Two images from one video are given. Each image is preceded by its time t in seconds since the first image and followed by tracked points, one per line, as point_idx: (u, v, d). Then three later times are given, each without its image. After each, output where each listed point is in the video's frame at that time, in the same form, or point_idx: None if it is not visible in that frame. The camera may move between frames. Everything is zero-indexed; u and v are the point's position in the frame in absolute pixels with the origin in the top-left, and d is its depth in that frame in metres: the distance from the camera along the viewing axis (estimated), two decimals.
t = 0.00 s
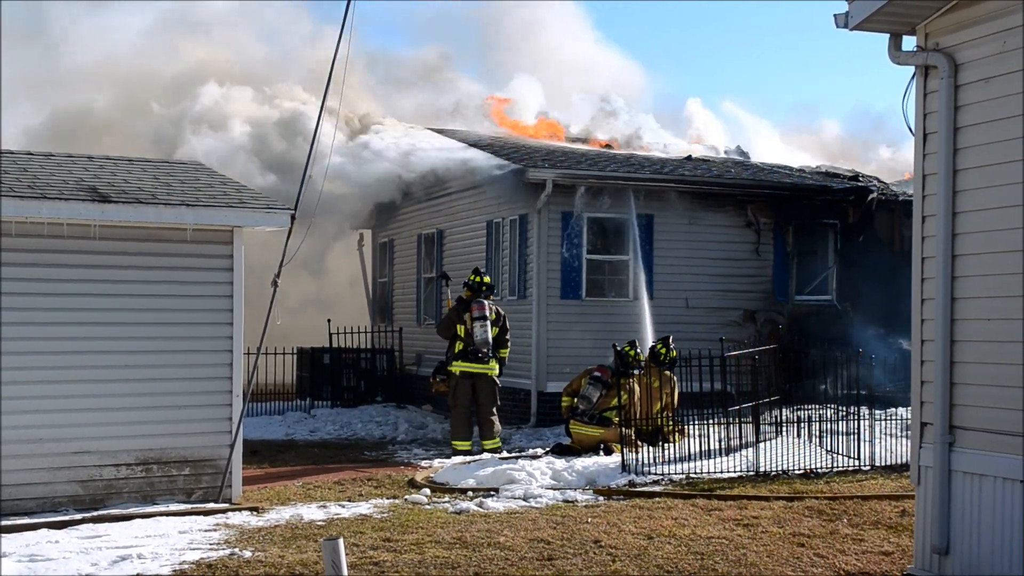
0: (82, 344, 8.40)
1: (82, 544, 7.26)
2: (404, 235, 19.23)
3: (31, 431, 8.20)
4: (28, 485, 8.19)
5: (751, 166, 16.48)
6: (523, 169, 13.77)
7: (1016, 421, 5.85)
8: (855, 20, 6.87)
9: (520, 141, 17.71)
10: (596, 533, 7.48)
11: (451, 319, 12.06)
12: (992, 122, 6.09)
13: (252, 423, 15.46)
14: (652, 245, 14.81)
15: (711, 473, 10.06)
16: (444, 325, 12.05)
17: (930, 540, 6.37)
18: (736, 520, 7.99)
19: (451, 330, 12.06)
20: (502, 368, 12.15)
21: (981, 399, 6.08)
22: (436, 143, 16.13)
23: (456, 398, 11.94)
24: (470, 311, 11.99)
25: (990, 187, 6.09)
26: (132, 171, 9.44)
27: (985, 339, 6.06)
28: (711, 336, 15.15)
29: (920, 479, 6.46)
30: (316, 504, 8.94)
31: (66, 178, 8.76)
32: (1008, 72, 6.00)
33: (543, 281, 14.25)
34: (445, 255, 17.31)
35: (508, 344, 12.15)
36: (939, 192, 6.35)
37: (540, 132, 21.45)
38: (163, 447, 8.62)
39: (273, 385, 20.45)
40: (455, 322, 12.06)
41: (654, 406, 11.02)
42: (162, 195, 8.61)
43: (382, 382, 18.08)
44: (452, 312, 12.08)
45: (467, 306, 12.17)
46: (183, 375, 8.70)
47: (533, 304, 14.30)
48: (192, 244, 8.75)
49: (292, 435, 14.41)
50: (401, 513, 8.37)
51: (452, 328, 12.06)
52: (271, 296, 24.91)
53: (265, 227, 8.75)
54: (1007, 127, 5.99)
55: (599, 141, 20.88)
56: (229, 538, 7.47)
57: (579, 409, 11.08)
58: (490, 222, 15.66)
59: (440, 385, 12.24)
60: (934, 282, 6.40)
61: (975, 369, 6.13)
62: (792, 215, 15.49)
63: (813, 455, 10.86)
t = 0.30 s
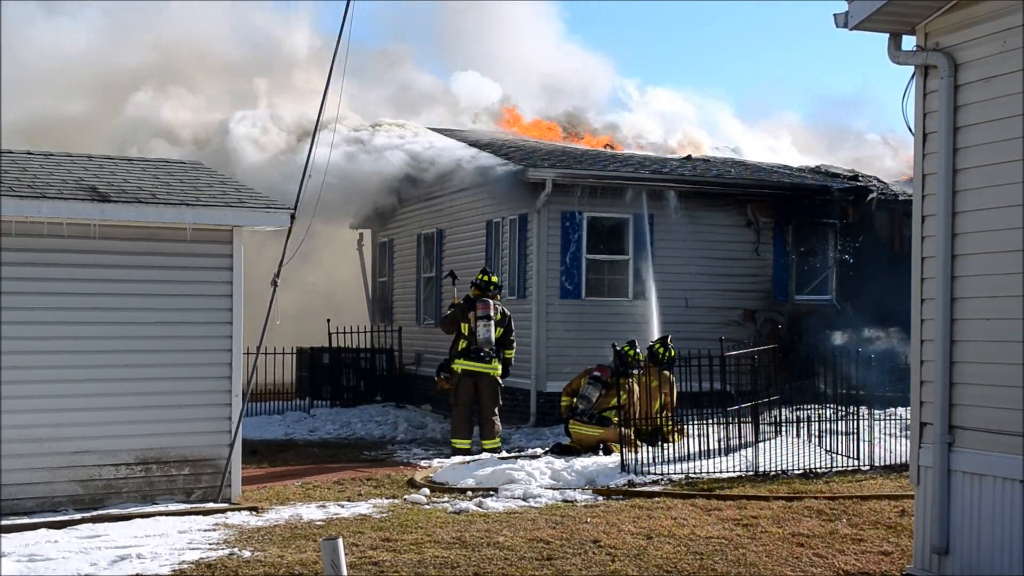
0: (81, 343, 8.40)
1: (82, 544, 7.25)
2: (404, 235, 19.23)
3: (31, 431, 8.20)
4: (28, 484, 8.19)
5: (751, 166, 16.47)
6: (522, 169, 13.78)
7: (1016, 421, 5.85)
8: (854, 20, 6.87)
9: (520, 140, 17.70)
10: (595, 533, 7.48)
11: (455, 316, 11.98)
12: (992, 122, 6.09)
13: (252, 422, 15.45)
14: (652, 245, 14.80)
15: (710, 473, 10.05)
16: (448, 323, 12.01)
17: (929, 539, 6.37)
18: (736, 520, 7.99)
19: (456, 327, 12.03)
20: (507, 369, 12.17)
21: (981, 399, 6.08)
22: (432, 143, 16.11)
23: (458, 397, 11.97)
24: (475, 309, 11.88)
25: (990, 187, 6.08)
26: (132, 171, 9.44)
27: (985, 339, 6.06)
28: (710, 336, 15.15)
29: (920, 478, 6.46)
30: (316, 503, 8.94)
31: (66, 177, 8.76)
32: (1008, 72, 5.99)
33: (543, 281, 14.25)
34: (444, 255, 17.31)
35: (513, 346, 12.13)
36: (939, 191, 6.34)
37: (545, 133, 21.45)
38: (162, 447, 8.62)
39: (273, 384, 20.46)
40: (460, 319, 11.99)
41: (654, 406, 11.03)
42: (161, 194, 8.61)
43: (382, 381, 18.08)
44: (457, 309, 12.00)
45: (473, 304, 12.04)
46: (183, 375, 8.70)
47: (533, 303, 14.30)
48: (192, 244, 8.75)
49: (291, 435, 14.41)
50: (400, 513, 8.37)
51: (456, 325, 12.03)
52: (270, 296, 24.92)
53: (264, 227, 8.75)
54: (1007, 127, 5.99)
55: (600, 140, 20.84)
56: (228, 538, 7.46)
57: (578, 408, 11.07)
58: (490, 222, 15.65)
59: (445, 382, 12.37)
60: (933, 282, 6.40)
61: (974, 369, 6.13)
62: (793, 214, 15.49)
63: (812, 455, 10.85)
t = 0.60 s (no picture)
0: (81, 344, 8.40)
1: (82, 545, 7.26)
2: (403, 236, 19.23)
3: (31, 432, 8.20)
4: (28, 485, 8.19)
5: (749, 167, 16.49)
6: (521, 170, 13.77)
7: (1016, 421, 5.85)
8: (853, 21, 6.87)
9: (519, 141, 17.71)
10: (594, 534, 7.48)
11: (458, 315, 11.98)
12: (992, 123, 6.09)
13: (251, 423, 15.46)
14: (650, 246, 14.79)
15: (710, 473, 10.06)
16: (452, 321, 12.00)
17: (928, 540, 6.37)
18: (735, 521, 7.99)
19: (458, 326, 12.01)
20: (509, 371, 12.14)
21: (980, 399, 6.08)
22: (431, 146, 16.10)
23: (461, 397, 11.96)
24: (479, 309, 11.85)
25: (988, 188, 6.09)
26: (131, 173, 9.44)
27: (984, 339, 6.06)
28: (709, 336, 15.15)
29: (919, 479, 6.46)
30: (315, 504, 8.94)
31: (65, 179, 8.76)
32: (1007, 72, 5.99)
33: (542, 282, 14.26)
34: (443, 256, 17.31)
35: (516, 348, 12.08)
36: (937, 192, 6.35)
37: (546, 134, 21.52)
38: (161, 448, 8.62)
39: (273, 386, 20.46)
40: (463, 318, 11.97)
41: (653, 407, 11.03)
42: (160, 195, 8.61)
43: (381, 383, 18.09)
44: (459, 308, 11.99)
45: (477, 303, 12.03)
46: (182, 376, 8.70)
47: (532, 305, 14.31)
48: (191, 245, 8.75)
49: (291, 436, 14.41)
50: (400, 514, 8.38)
51: (458, 324, 12.00)
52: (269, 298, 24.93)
53: (263, 228, 8.74)
54: (1006, 128, 6.00)
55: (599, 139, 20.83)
56: (228, 539, 7.47)
57: (577, 409, 11.08)
58: (490, 223, 15.64)
59: (450, 382, 12.44)
60: (932, 283, 6.40)
61: (973, 369, 6.13)
62: (792, 214, 15.50)
63: (811, 456, 10.85)
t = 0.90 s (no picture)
0: (78, 346, 8.40)
1: (79, 547, 7.25)
2: (401, 237, 19.24)
3: (28, 433, 8.20)
4: (26, 487, 8.19)
5: (747, 168, 16.50)
6: (518, 171, 13.79)
7: (1015, 421, 5.85)
8: (850, 22, 6.87)
9: (517, 142, 17.71)
10: (592, 534, 7.48)
11: (458, 316, 12.00)
12: (989, 123, 6.09)
13: (249, 425, 15.45)
14: (648, 246, 14.80)
15: (708, 474, 10.07)
16: (452, 322, 12.02)
17: (926, 541, 6.37)
18: (733, 521, 8.00)
19: (459, 327, 12.02)
20: (509, 372, 12.13)
21: (978, 400, 6.08)
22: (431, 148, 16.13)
23: (462, 397, 11.97)
24: (479, 309, 11.88)
25: (986, 189, 6.09)
26: (129, 174, 9.44)
27: (982, 340, 6.07)
28: (707, 337, 15.15)
29: (917, 479, 6.47)
30: (313, 506, 8.94)
31: (62, 181, 8.76)
32: (1005, 73, 6.00)
33: (541, 283, 14.28)
34: (442, 257, 17.31)
35: (515, 350, 12.02)
36: (935, 193, 6.35)
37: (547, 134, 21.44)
38: (160, 450, 8.62)
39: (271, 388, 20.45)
40: (463, 319, 11.98)
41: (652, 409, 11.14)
42: (158, 197, 8.60)
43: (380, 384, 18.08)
44: (459, 309, 12.03)
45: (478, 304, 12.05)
46: (180, 377, 8.70)
47: (530, 305, 14.32)
48: (189, 247, 8.75)
49: (289, 437, 14.41)
50: (398, 515, 8.38)
51: (459, 324, 12.03)
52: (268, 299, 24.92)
53: (261, 229, 8.73)
54: (1003, 128, 6.00)
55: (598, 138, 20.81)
56: (226, 541, 7.46)
57: (575, 410, 11.08)
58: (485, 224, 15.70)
59: (451, 383, 12.45)
60: (929, 283, 6.41)
61: (972, 369, 6.13)
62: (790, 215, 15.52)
63: (810, 456, 10.86)
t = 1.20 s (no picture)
0: (77, 345, 8.39)
1: (79, 546, 7.25)
2: (400, 236, 19.25)
3: (28, 433, 8.20)
4: (25, 486, 8.18)
5: (746, 166, 16.51)
6: (517, 170, 13.80)
7: (1014, 419, 5.85)
8: (850, 20, 6.87)
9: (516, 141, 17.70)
10: (592, 533, 7.48)
11: (457, 316, 12.00)
12: (987, 122, 6.09)
13: (249, 424, 15.45)
14: (647, 245, 14.79)
15: (707, 472, 10.08)
16: (452, 322, 12.02)
17: (926, 539, 6.37)
18: (733, 520, 8.01)
19: (458, 327, 12.01)
20: (509, 371, 12.13)
21: (978, 399, 6.08)
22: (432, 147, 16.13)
23: (462, 396, 11.99)
24: (478, 309, 11.87)
25: (985, 187, 6.09)
26: (128, 173, 9.44)
27: (981, 339, 6.07)
28: (707, 336, 15.15)
29: (917, 478, 6.47)
30: (312, 505, 8.93)
31: (61, 180, 8.75)
32: (1004, 71, 6.00)
33: (540, 282, 14.28)
34: (441, 256, 17.30)
35: (516, 348, 12.06)
36: (934, 191, 6.35)
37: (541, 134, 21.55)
38: (159, 449, 8.62)
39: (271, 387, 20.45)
40: (462, 319, 11.99)
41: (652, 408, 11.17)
42: (157, 196, 8.60)
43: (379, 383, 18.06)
44: (458, 308, 12.02)
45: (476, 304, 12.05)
46: (180, 377, 8.70)
47: (529, 304, 14.32)
48: (188, 246, 8.74)
49: (289, 436, 14.41)
50: (397, 514, 8.38)
51: (457, 325, 12.02)
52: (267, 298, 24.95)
53: (261, 229, 8.73)
54: (1003, 126, 6.00)
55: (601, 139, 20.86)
56: (225, 540, 7.46)
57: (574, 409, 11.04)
58: (485, 223, 15.69)
59: (451, 382, 12.45)
60: (929, 282, 6.41)
61: (971, 368, 6.14)
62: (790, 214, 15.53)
63: (808, 455, 10.88)
